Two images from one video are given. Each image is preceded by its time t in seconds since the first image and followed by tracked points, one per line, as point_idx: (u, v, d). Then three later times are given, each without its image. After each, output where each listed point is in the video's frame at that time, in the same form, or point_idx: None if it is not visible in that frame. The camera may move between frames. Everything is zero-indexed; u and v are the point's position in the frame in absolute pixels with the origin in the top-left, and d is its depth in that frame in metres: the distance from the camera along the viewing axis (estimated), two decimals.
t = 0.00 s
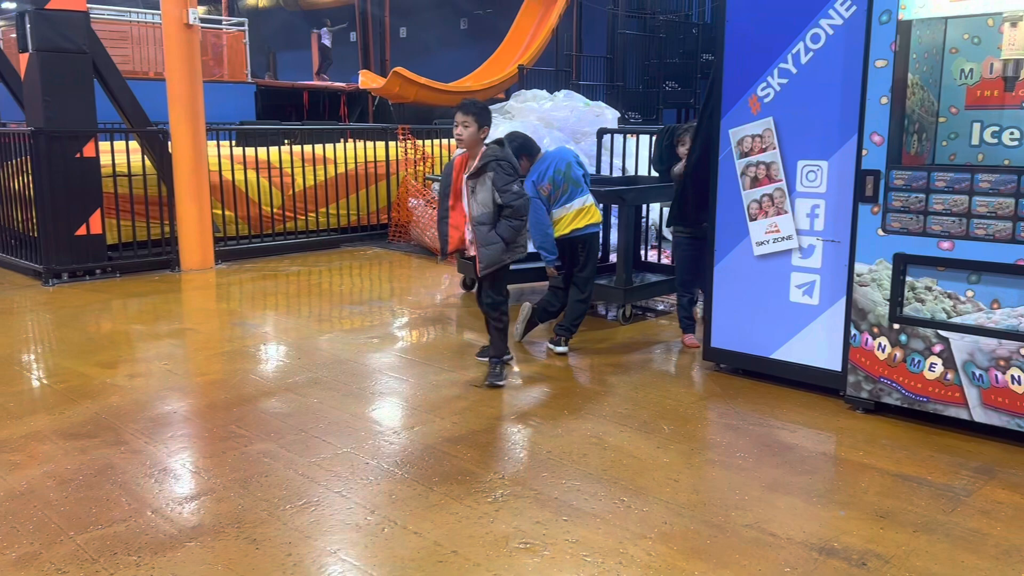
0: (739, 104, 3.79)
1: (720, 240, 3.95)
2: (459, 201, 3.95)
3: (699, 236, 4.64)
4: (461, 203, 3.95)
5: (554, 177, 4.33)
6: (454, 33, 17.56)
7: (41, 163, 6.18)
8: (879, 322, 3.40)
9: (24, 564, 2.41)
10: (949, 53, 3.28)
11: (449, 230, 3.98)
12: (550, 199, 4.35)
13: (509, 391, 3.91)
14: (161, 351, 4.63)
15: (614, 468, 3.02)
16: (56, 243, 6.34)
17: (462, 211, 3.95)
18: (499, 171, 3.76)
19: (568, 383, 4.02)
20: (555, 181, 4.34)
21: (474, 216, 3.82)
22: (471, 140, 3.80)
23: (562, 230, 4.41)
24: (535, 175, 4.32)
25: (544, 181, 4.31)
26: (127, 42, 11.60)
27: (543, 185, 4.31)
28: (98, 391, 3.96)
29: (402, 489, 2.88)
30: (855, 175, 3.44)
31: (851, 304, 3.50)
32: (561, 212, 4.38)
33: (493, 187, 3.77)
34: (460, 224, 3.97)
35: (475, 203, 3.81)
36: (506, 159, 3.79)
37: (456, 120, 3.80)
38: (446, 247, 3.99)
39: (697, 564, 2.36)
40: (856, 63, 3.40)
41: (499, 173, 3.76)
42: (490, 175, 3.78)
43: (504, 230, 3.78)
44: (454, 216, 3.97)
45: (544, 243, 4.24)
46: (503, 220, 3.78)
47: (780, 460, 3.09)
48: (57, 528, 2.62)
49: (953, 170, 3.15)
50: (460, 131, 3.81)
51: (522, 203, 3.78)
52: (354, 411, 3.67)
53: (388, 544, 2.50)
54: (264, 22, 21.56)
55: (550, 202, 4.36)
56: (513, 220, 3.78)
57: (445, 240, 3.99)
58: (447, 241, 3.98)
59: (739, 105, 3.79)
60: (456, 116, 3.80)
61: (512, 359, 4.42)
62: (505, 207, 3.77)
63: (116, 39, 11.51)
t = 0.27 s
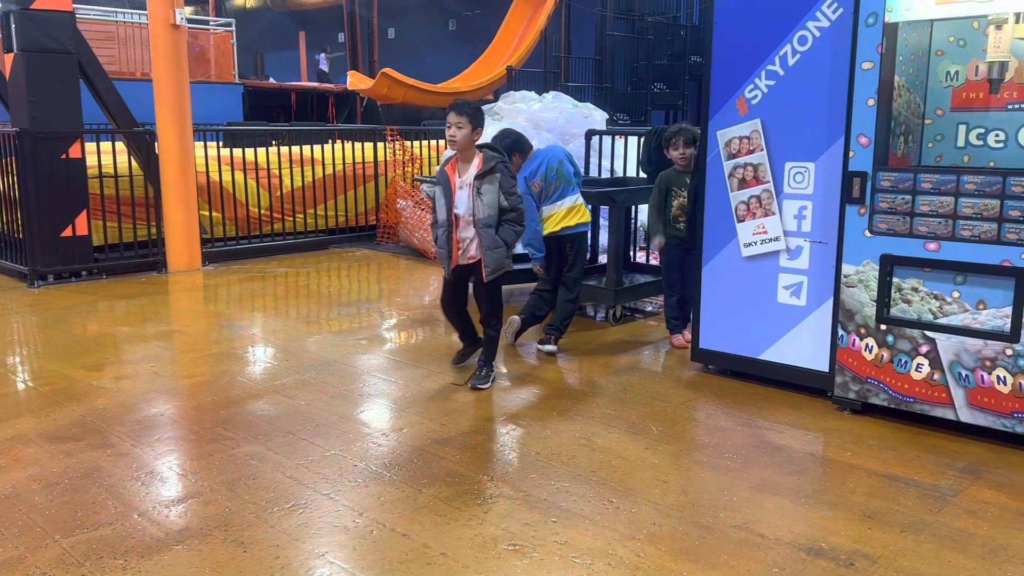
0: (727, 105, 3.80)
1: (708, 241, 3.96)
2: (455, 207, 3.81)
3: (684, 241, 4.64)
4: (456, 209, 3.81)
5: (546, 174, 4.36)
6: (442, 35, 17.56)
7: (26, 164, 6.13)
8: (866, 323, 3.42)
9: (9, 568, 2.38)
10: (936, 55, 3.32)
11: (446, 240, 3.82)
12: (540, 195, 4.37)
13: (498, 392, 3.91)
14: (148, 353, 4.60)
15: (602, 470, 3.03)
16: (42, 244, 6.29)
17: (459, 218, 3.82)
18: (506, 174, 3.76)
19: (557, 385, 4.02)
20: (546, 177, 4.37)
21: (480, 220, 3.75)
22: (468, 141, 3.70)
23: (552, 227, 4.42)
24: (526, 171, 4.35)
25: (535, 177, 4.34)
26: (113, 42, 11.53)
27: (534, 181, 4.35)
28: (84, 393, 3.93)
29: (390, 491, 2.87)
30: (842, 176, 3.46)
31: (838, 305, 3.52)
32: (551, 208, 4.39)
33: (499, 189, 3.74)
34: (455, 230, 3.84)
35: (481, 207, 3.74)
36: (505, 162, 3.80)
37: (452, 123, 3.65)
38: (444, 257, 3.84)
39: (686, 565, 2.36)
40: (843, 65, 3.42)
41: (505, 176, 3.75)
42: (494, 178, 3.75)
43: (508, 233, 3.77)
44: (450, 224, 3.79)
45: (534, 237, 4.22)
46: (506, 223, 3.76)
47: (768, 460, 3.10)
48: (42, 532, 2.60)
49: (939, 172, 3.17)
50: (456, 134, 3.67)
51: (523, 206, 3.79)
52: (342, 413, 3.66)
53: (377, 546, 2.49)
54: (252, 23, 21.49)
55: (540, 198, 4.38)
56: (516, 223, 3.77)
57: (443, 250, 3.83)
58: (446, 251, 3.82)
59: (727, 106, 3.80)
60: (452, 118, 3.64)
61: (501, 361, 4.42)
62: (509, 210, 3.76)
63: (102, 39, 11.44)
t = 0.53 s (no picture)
0: (719, 107, 3.81)
1: (700, 243, 3.97)
2: (434, 213, 3.66)
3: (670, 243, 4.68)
4: (435, 216, 3.66)
5: (550, 186, 4.32)
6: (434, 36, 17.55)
7: (16, 164, 6.10)
8: (857, 324, 3.44)
9: None
10: (926, 57, 3.34)
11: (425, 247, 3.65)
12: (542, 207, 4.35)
13: (490, 393, 3.91)
14: (139, 354, 4.58)
15: (595, 470, 3.03)
16: (32, 246, 6.26)
17: (437, 225, 3.67)
18: (490, 182, 3.65)
19: (549, 386, 4.02)
20: (550, 189, 4.33)
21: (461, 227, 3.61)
22: (453, 146, 3.58)
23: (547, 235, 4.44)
24: (532, 181, 4.28)
25: (539, 187, 4.28)
26: (105, 43, 11.49)
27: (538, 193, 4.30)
28: (75, 395, 3.91)
29: (382, 493, 2.87)
30: (834, 178, 3.47)
31: (829, 306, 3.53)
32: (551, 220, 4.39)
33: (484, 198, 3.63)
34: (433, 238, 3.68)
35: (462, 215, 3.62)
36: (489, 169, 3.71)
37: (436, 124, 3.54)
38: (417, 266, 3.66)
39: (678, 565, 2.37)
40: (834, 67, 3.43)
41: (489, 184, 3.65)
42: (478, 185, 3.63)
43: (488, 244, 3.66)
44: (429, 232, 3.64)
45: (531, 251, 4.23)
46: (488, 232, 3.64)
47: (760, 461, 3.10)
48: (32, 534, 2.59)
49: (929, 173, 3.19)
50: (440, 137, 3.55)
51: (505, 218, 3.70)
52: (334, 414, 3.65)
53: (368, 548, 2.48)
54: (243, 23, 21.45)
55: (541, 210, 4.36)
56: (498, 234, 3.67)
57: (417, 257, 3.66)
58: (420, 258, 3.65)
59: (718, 108, 3.81)
60: (438, 118, 3.54)
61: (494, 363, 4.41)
62: (491, 220, 3.66)
63: (93, 40, 11.40)
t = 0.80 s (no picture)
0: (716, 108, 3.81)
1: (697, 244, 3.98)
2: (413, 218, 3.46)
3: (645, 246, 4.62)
4: (414, 220, 3.46)
5: (551, 187, 4.37)
6: (432, 36, 17.56)
7: (14, 164, 6.10)
8: (854, 324, 3.44)
9: None
10: (922, 58, 3.35)
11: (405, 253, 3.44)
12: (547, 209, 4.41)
13: (487, 394, 3.91)
14: (136, 354, 4.58)
15: (591, 470, 3.03)
16: (29, 246, 6.25)
17: (415, 229, 3.47)
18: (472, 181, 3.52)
19: (546, 386, 4.02)
20: (552, 191, 4.39)
21: (447, 227, 3.43)
22: (430, 145, 3.41)
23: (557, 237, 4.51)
24: (534, 184, 4.33)
25: (541, 191, 4.34)
26: (102, 43, 11.48)
27: (540, 196, 4.35)
28: (72, 395, 3.91)
29: (380, 492, 2.87)
30: (830, 178, 3.48)
31: (826, 306, 3.54)
32: (559, 221, 4.46)
33: (467, 195, 3.50)
34: (411, 244, 3.47)
35: (447, 215, 3.44)
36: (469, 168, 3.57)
37: (412, 124, 3.36)
38: (398, 275, 3.44)
39: (674, 565, 2.37)
40: (831, 68, 3.44)
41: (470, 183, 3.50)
42: (462, 182, 3.49)
43: (474, 243, 3.49)
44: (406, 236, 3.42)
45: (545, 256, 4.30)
46: (473, 232, 3.49)
47: (757, 461, 3.11)
48: (29, 534, 2.58)
49: (926, 174, 3.19)
50: (416, 136, 3.38)
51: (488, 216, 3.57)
52: (331, 414, 3.66)
53: (366, 547, 2.49)
54: (241, 24, 21.44)
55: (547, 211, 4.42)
56: (482, 234, 3.53)
57: (398, 265, 3.44)
58: (402, 266, 3.44)
59: (715, 109, 3.82)
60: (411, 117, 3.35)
61: (491, 363, 4.42)
62: (475, 219, 3.52)
63: (91, 40, 11.39)
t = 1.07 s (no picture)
0: (719, 108, 3.81)
1: (700, 245, 3.98)
2: (396, 227, 3.28)
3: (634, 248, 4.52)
4: (396, 229, 3.28)
5: (548, 195, 4.43)
6: (435, 37, 17.58)
7: (18, 165, 6.11)
8: (857, 325, 3.44)
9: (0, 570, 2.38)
10: (926, 58, 3.34)
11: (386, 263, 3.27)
12: (547, 217, 4.47)
13: (489, 394, 3.91)
14: (140, 355, 4.59)
15: (594, 471, 3.04)
16: (33, 246, 6.27)
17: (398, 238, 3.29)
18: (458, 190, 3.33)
19: (548, 387, 4.02)
20: (550, 198, 4.44)
21: (428, 239, 3.23)
22: (414, 150, 3.22)
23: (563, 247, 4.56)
24: (530, 197, 4.42)
25: (539, 200, 4.42)
26: (106, 44, 11.51)
27: (538, 205, 4.42)
28: (76, 395, 3.92)
29: (383, 493, 2.87)
30: (833, 178, 3.47)
31: (829, 307, 3.53)
32: (560, 229, 4.50)
33: (452, 206, 3.30)
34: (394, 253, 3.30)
35: (429, 226, 3.24)
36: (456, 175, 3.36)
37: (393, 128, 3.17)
38: (381, 287, 3.28)
39: (677, 566, 2.37)
40: (834, 68, 3.44)
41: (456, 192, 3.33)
42: (446, 193, 3.27)
43: (458, 255, 3.31)
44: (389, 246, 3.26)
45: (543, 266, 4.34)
46: (458, 244, 3.32)
47: (759, 461, 3.11)
48: (34, 534, 2.59)
49: (929, 174, 3.19)
50: (398, 142, 3.19)
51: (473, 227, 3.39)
52: (335, 414, 3.66)
53: (369, 547, 2.49)
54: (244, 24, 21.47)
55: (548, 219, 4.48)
56: (467, 246, 3.35)
57: (381, 276, 3.28)
58: (385, 277, 3.28)
59: (718, 109, 3.82)
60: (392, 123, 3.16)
61: (494, 363, 4.42)
62: (460, 230, 3.34)
63: (95, 41, 11.42)
